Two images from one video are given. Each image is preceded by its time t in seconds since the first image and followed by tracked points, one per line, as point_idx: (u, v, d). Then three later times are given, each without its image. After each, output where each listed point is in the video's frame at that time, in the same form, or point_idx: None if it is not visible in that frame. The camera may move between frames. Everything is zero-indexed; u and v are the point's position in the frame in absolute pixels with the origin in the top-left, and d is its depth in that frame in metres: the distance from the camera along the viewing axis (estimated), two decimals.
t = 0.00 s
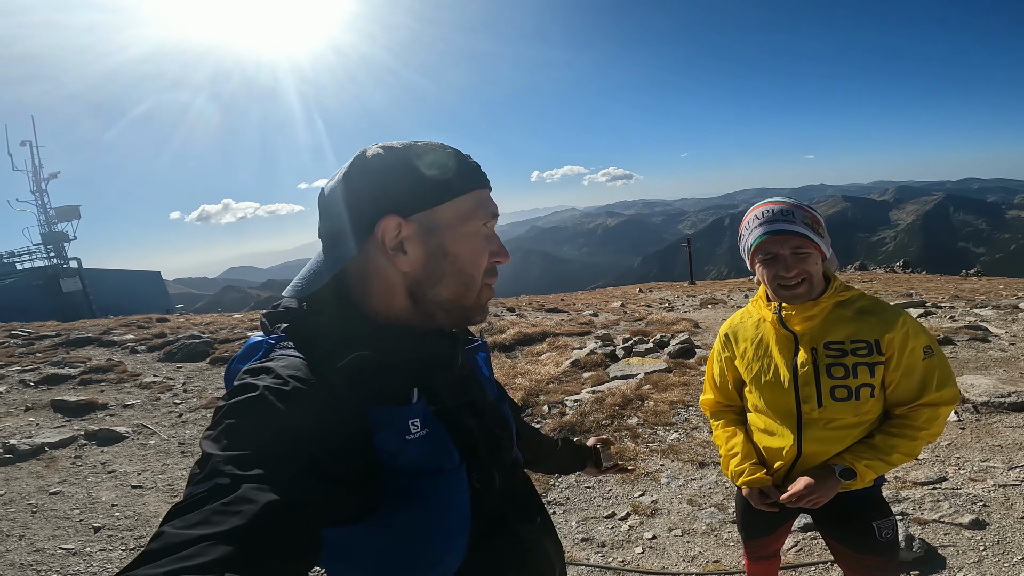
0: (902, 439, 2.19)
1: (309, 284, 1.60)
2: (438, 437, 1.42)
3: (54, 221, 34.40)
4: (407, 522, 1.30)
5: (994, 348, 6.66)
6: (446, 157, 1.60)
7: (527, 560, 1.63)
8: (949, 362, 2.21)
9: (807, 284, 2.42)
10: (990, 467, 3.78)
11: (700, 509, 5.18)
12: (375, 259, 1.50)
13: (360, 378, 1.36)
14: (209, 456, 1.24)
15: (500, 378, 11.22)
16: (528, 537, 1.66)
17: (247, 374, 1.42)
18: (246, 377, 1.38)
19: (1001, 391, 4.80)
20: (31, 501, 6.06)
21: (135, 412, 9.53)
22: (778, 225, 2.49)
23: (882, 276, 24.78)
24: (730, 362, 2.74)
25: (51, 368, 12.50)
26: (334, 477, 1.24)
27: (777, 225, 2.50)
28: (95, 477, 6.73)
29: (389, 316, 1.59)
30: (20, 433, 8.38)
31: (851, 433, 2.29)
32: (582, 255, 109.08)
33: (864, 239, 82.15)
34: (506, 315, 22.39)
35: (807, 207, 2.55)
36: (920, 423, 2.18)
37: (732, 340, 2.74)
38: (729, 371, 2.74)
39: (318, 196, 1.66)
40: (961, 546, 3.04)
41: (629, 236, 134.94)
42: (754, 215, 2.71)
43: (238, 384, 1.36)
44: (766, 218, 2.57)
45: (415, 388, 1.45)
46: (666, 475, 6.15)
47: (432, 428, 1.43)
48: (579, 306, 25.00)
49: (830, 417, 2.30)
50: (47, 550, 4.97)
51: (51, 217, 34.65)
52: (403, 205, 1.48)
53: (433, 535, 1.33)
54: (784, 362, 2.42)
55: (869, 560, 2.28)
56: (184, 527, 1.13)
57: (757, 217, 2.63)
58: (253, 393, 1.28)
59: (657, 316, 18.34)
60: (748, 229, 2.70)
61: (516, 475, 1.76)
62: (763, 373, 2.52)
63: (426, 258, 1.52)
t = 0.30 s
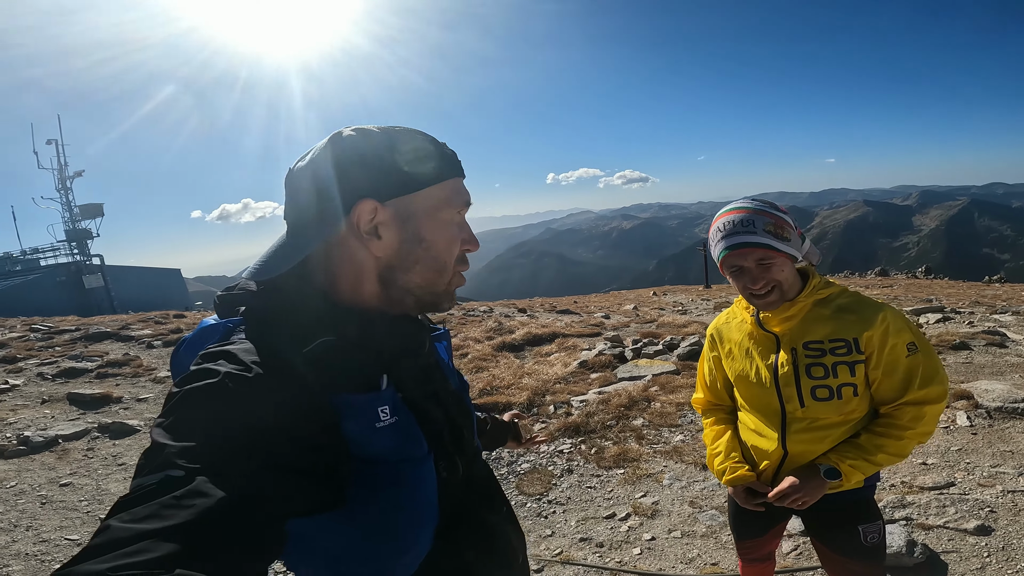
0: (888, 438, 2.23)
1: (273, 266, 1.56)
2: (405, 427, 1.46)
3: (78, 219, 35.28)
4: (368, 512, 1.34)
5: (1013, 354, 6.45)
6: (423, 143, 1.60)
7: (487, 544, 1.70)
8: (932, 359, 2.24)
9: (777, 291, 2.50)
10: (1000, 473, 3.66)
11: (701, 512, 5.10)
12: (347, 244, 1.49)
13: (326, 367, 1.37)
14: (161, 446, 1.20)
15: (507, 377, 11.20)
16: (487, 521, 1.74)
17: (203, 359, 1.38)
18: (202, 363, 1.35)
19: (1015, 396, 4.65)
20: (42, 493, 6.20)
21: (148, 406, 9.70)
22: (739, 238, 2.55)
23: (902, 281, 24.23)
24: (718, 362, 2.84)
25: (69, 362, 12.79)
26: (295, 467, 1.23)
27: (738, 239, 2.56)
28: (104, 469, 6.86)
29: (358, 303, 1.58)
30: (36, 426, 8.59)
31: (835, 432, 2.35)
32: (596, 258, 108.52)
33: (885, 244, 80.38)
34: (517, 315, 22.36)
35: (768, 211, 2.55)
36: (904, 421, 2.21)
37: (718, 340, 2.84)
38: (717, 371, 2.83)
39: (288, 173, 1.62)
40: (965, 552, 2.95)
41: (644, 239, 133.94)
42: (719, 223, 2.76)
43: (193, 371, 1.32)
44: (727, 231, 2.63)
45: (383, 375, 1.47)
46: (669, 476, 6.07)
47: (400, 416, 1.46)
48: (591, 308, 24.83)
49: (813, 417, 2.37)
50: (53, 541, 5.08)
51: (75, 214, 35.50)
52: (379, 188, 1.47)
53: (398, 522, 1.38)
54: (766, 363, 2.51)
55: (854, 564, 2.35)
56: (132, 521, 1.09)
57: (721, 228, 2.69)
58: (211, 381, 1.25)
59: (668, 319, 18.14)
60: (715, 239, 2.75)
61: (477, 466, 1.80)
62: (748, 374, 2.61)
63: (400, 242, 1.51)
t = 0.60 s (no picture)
0: (875, 448, 2.30)
1: (221, 264, 1.58)
2: (370, 423, 1.48)
3: (89, 218, 35.72)
4: (337, 510, 1.36)
5: (1018, 355, 6.38)
6: (374, 139, 1.63)
7: (459, 537, 1.73)
8: (907, 356, 2.34)
9: (754, 296, 2.58)
10: (999, 474, 3.62)
11: (699, 510, 5.09)
12: (298, 240, 1.51)
13: (282, 365, 1.38)
14: (110, 455, 1.18)
15: (509, 376, 11.22)
16: (458, 516, 1.78)
17: (151, 363, 1.36)
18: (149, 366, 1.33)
19: (1018, 397, 4.59)
20: (49, 489, 6.30)
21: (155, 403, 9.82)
22: (713, 249, 2.60)
23: (913, 283, 23.89)
24: (707, 361, 2.96)
25: (78, 359, 12.96)
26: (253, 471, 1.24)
27: (711, 249, 2.61)
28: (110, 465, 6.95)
29: (315, 299, 1.60)
30: (44, 423, 8.73)
31: (815, 429, 2.48)
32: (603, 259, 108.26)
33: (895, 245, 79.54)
34: (522, 316, 22.35)
35: (741, 218, 2.59)
36: (886, 425, 2.29)
37: (706, 339, 2.97)
38: (707, 369, 2.95)
39: (234, 172, 1.64)
40: (960, 552, 2.94)
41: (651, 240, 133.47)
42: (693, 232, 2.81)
43: (140, 375, 1.30)
44: (701, 241, 2.68)
45: (345, 370, 1.49)
46: (668, 475, 6.07)
47: (365, 413, 1.48)
48: (597, 309, 24.77)
49: (796, 414, 2.49)
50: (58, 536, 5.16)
51: (86, 213, 35.92)
52: (330, 184, 1.49)
53: (369, 518, 1.40)
54: (749, 362, 2.63)
55: (848, 565, 2.40)
56: (85, 531, 1.09)
57: (695, 238, 2.74)
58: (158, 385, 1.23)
59: (673, 319, 18.07)
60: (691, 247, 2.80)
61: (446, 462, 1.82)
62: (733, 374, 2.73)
63: (354, 236, 1.53)
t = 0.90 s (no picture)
0: (909, 442, 2.30)
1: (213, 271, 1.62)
2: (369, 425, 1.53)
3: (115, 221, 36.73)
4: (337, 512, 1.41)
5: None
6: (360, 140, 1.65)
7: (457, 536, 1.79)
8: (920, 353, 2.38)
9: (769, 297, 2.67)
10: (1014, 475, 3.62)
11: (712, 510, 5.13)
12: (289, 244, 1.56)
13: (279, 370, 1.42)
14: (109, 463, 1.21)
15: (524, 377, 11.32)
16: (455, 515, 1.84)
17: (145, 371, 1.39)
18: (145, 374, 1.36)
19: None
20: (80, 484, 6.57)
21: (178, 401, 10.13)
22: (732, 251, 2.67)
23: (936, 286, 23.41)
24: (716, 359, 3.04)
25: (106, 358, 13.40)
26: (250, 476, 1.26)
27: (730, 251, 2.68)
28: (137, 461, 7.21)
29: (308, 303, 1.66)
30: (74, 420, 9.07)
31: (829, 425, 2.53)
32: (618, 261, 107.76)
33: (918, 248, 77.88)
34: (536, 317, 22.44)
35: (759, 221, 2.66)
36: (905, 421, 2.32)
37: (715, 338, 3.04)
38: (716, 368, 3.03)
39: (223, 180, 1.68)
40: (971, 551, 2.96)
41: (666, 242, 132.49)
42: (711, 234, 2.87)
43: (136, 383, 1.33)
44: (720, 243, 2.74)
45: (343, 374, 1.54)
46: (681, 475, 6.12)
47: (364, 415, 1.53)
48: (612, 311, 24.75)
49: (806, 410, 2.56)
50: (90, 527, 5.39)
51: (111, 216, 36.95)
52: (318, 187, 1.53)
53: (369, 519, 1.45)
54: (759, 359, 2.71)
55: (851, 560, 2.46)
56: (84, 539, 1.11)
57: (714, 240, 2.80)
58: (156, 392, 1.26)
59: (688, 322, 17.98)
60: (708, 249, 2.87)
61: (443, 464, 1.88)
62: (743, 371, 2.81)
63: (344, 236, 1.56)
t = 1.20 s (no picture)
0: (917, 435, 2.36)
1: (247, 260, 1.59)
2: (396, 410, 1.48)
3: (146, 221, 37.93)
4: (364, 498, 1.35)
5: None
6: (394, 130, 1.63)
7: (473, 524, 1.77)
8: (933, 346, 2.41)
9: (791, 288, 2.73)
10: None
11: (728, 506, 5.17)
12: (322, 235, 1.51)
13: (312, 357, 1.38)
14: (145, 449, 1.20)
15: (543, 375, 11.42)
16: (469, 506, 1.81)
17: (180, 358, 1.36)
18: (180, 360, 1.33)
19: None
20: (112, 476, 6.88)
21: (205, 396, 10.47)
22: (761, 240, 2.74)
23: (966, 290, 22.80)
24: (733, 349, 3.12)
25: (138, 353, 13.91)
26: (280, 462, 1.25)
27: (759, 241, 2.75)
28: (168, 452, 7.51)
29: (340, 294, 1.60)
30: (108, 413, 9.47)
31: (840, 414, 2.58)
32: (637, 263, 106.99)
33: (948, 250, 75.63)
34: (555, 318, 22.50)
35: (789, 215, 2.73)
36: (913, 412, 2.37)
37: (734, 328, 3.12)
38: (733, 357, 3.11)
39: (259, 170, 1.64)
40: (987, 548, 2.97)
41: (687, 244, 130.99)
42: (742, 225, 2.95)
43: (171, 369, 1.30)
44: (749, 233, 2.81)
45: (371, 357, 1.48)
46: (698, 472, 6.14)
47: (392, 399, 1.49)
48: (631, 312, 24.68)
49: (818, 397, 2.62)
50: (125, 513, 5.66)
51: (143, 216, 38.18)
52: (355, 176, 1.50)
53: (393, 508, 1.39)
54: (775, 347, 2.78)
55: (858, 553, 2.51)
56: (122, 523, 1.12)
57: (744, 230, 2.88)
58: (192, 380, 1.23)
59: (709, 323, 17.87)
60: (736, 241, 2.95)
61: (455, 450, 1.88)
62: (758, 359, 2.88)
63: (376, 225, 1.53)
